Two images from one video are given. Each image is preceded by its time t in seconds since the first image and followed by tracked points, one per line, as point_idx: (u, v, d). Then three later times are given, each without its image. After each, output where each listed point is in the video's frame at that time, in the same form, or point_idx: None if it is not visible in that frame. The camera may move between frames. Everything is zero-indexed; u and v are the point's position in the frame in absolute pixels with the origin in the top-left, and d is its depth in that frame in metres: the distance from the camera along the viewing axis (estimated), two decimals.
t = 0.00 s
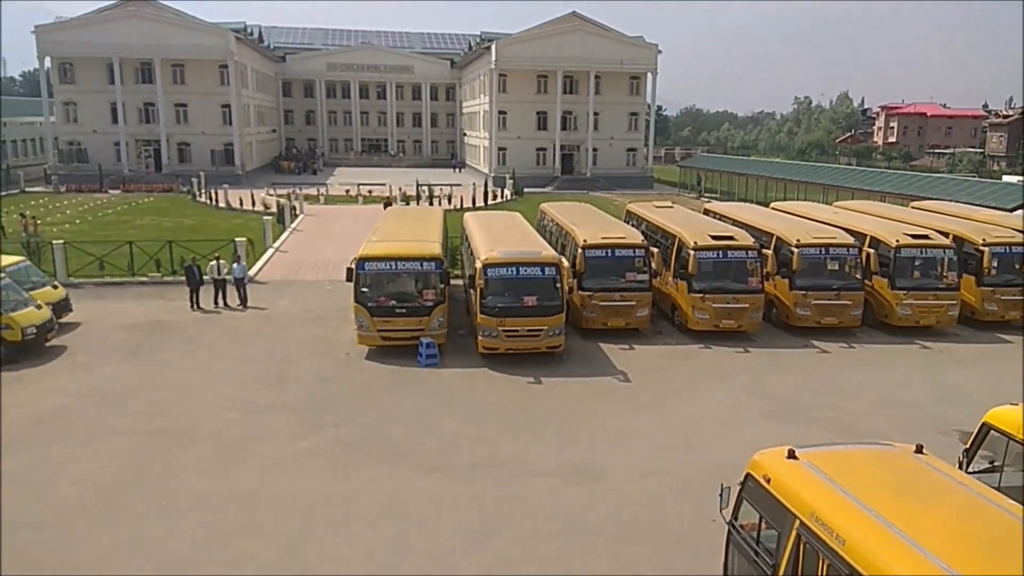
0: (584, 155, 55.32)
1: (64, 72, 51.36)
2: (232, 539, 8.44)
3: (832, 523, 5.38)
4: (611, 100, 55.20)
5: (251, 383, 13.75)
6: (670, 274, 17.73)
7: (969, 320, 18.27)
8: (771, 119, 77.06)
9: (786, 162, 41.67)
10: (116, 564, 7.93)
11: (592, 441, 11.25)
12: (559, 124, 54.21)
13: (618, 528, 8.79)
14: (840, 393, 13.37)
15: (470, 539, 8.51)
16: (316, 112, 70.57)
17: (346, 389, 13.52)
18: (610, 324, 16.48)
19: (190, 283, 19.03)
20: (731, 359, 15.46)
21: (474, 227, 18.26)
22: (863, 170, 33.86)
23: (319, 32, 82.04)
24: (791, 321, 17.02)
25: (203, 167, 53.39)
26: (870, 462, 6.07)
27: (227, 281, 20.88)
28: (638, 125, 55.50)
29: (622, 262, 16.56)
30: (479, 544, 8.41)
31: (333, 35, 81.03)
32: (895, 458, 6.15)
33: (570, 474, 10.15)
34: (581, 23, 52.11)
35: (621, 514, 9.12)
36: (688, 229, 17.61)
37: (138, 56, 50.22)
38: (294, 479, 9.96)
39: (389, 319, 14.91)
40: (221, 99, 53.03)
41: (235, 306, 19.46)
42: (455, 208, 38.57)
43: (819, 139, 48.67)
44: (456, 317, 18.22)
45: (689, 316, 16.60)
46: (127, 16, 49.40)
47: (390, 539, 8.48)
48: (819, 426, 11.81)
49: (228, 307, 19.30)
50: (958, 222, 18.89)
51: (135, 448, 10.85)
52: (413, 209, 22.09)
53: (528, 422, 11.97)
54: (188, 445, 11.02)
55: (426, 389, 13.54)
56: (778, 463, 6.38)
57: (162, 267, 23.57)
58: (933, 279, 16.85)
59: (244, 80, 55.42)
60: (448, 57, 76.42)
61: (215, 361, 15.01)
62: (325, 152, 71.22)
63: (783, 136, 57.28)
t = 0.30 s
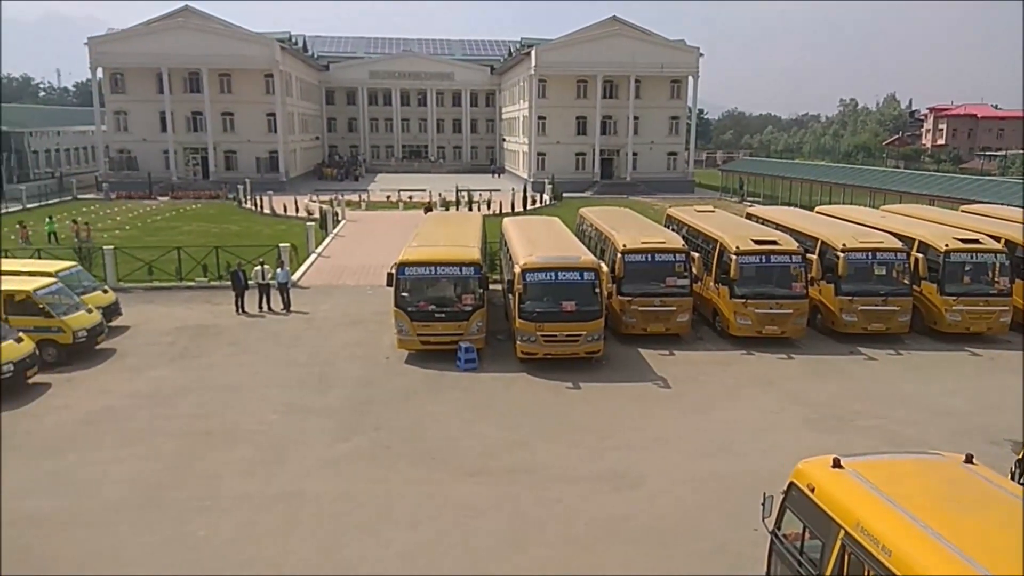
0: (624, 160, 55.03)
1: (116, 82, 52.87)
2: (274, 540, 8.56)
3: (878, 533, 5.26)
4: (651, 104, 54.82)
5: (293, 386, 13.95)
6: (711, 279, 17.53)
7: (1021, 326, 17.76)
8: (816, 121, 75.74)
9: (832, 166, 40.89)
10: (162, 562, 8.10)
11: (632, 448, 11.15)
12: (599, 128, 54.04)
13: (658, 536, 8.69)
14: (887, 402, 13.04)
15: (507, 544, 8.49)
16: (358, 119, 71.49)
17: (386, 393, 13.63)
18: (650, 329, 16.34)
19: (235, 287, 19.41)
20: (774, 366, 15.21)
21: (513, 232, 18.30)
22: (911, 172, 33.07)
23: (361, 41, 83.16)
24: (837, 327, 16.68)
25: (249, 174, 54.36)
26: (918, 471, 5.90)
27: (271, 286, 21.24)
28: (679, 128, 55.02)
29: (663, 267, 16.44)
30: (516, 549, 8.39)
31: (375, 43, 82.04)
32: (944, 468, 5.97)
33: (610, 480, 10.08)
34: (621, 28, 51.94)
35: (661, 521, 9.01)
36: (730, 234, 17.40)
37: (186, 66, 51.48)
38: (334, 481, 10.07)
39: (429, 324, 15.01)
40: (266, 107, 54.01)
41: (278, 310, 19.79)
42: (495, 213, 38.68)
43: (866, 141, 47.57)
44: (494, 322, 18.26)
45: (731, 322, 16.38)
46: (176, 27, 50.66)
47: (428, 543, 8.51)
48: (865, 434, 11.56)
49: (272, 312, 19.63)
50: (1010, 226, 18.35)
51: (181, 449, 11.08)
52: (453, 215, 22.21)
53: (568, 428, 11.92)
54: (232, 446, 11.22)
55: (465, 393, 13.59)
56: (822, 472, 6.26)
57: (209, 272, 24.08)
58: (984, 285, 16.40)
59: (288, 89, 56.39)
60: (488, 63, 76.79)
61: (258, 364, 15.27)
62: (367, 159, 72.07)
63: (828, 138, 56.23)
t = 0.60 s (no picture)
0: (649, 163, 54.81)
1: (147, 88, 53.72)
2: (297, 541, 8.62)
3: (907, 543, 5.18)
4: (677, 108, 54.55)
5: (319, 389, 14.04)
6: (737, 284, 17.37)
7: None
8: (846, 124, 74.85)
9: (861, 169, 40.34)
10: (187, 562, 8.19)
11: (655, 453, 11.08)
12: (624, 132, 53.90)
13: (683, 542, 8.61)
14: (917, 409, 12.82)
15: (531, 548, 8.47)
16: (384, 124, 72.00)
17: (410, 396, 13.67)
18: (675, 334, 16.22)
19: (262, 290, 19.60)
20: (801, 372, 15.03)
21: (537, 236, 18.29)
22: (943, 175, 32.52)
23: (388, 46, 83.77)
24: (865, 333, 16.43)
25: (277, 178, 54.88)
26: (947, 477, 5.80)
27: (298, 289, 21.43)
28: (705, 132, 54.67)
29: (688, 271, 16.33)
30: (540, 553, 8.38)
31: (401, 49, 82.58)
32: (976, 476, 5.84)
33: (634, 486, 10.02)
34: (647, 31, 51.83)
35: (686, 527, 8.94)
36: (756, 238, 17.25)
37: (216, 72, 52.22)
38: (357, 483, 10.11)
39: (453, 328, 15.03)
40: (294, 112, 54.55)
41: (304, 313, 19.95)
42: (520, 217, 38.71)
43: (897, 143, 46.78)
44: (518, 326, 18.26)
45: (757, 327, 16.21)
46: (206, 34, 51.40)
47: (452, 545, 8.52)
48: (893, 441, 11.37)
49: (298, 314, 19.80)
50: None
51: (207, 450, 11.21)
52: (477, 219, 22.25)
53: (592, 433, 11.87)
54: (260, 448, 11.33)
55: (488, 396, 13.60)
56: (850, 480, 6.16)
57: (237, 276, 24.36)
58: (1016, 290, 16.11)
59: (316, 94, 56.92)
60: (513, 68, 76.96)
61: (284, 366, 15.41)
62: (393, 163, 72.49)
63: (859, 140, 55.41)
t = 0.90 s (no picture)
0: (676, 167, 54.52)
1: (178, 93, 54.54)
2: (321, 542, 8.67)
3: (937, 553, 5.08)
4: (704, 111, 54.19)
5: (344, 391, 14.14)
6: (765, 289, 17.18)
7: None
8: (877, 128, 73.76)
9: (892, 172, 39.76)
10: (213, 561, 8.27)
11: (681, 459, 10.99)
12: (650, 136, 53.70)
13: (707, 550, 8.52)
14: (949, 418, 12.56)
15: (553, 553, 8.44)
16: (411, 128, 72.44)
17: (435, 399, 13.71)
18: (701, 340, 16.09)
19: (290, 293, 19.78)
20: (830, 379, 14.82)
21: (562, 241, 18.27)
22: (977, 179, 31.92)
23: (415, 51, 84.31)
24: (896, 339, 16.16)
25: (305, 182, 55.38)
26: (979, 486, 5.66)
27: (324, 292, 21.61)
28: (732, 136, 54.25)
29: (715, 276, 16.20)
30: (562, 557, 8.34)
31: (428, 54, 83.01)
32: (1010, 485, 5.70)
33: (660, 492, 9.93)
34: (674, 34, 51.62)
35: (711, 535, 8.84)
36: (784, 243, 17.07)
37: (245, 77, 52.92)
38: (381, 485, 10.15)
39: (478, 331, 15.05)
40: (322, 117, 55.03)
41: (331, 316, 20.10)
42: (545, 221, 38.69)
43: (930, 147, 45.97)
44: (543, 331, 18.23)
45: (785, 333, 16.01)
46: (236, 39, 52.11)
47: (475, 549, 8.51)
48: (925, 449, 11.15)
49: (325, 317, 19.96)
50: None
51: (234, 450, 11.32)
52: (502, 223, 22.28)
53: (617, 438, 11.80)
54: (286, 449, 11.42)
55: (513, 401, 13.57)
56: (880, 488, 6.05)
57: (265, 278, 24.64)
58: None
59: (344, 99, 57.39)
60: (540, 72, 77.03)
61: (311, 368, 15.53)
62: (419, 167, 72.85)
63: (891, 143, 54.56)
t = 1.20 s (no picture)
0: (692, 170, 54.34)
1: (196, 96, 55.02)
2: (337, 543, 8.69)
3: (955, 559, 5.02)
4: (721, 114, 53.96)
5: (360, 392, 14.18)
6: (782, 292, 17.07)
7: None
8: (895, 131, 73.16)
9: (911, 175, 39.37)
10: (231, 561, 8.32)
11: (696, 463, 10.93)
12: (666, 138, 53.56)
13: (722, 554, 8.47)
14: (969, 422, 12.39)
15: (569, 556, 8.41)
16: (427, 131, 72.68)
17: (451, 401, 13.72)
18: (717, 343, 16.00)
19: (307, 294, 19.88)
20: (848, 384, 14.68)
21: (577, 243, 18.23)
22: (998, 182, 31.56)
23: (431, 54, 84.58)
24: (915, 343, 15.99)
25: (322, 184, 55.70)
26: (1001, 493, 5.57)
27: (340, 294, 21.69)
28: (749, 138, 54.00)
29: (731, 279, 16.11)
30: (577, 560, 8.32)
31: (444, 56, 83.23)
32: None
33: (676, 496, 9.88)
34: (690, 36, 51.48)
35: (727, 540, 8.77)
36: (802, 246, 16.95)
37: (263, 81, 53.32)
38: (397, 487, 10.17)
39: (492, 333, 15.05)
40: (339, 120, 55.33)
41: (347, 318, 20.20)
42: (560, 224, 38.65)
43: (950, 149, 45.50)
44: (558, 333, 18.20)
45: (802, 336, 15.90)
46: (255, 42, 52.50)
47: (491, 551, 8.50)
48: (945, 454, 11.02)
49: (341, 319, 20.04)
50: None
51: (252, 451, 11.40)
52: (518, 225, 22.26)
53: (632, 441, 11.76)
54: (302, 450, 11.48)
55: (528, 403, 13.56)
56: (898, 493, 5.98)
57: (282, 280, 24.76)
58: None
59: (360, 102, 57.69)
60: (555, 75, 77.07)
61: (327, 370, 15.59)
62: (434, 170, 73.04)
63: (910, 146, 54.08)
